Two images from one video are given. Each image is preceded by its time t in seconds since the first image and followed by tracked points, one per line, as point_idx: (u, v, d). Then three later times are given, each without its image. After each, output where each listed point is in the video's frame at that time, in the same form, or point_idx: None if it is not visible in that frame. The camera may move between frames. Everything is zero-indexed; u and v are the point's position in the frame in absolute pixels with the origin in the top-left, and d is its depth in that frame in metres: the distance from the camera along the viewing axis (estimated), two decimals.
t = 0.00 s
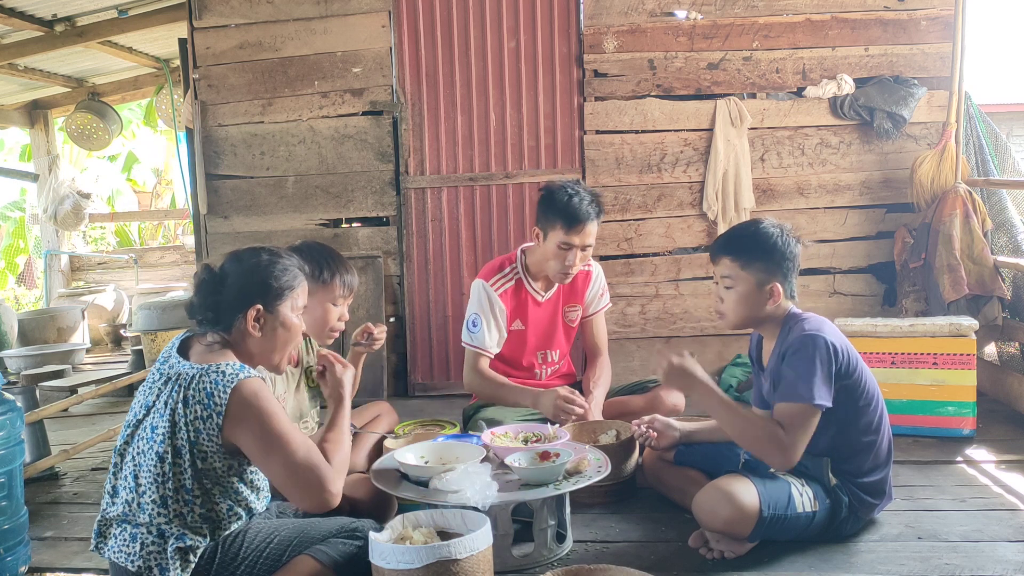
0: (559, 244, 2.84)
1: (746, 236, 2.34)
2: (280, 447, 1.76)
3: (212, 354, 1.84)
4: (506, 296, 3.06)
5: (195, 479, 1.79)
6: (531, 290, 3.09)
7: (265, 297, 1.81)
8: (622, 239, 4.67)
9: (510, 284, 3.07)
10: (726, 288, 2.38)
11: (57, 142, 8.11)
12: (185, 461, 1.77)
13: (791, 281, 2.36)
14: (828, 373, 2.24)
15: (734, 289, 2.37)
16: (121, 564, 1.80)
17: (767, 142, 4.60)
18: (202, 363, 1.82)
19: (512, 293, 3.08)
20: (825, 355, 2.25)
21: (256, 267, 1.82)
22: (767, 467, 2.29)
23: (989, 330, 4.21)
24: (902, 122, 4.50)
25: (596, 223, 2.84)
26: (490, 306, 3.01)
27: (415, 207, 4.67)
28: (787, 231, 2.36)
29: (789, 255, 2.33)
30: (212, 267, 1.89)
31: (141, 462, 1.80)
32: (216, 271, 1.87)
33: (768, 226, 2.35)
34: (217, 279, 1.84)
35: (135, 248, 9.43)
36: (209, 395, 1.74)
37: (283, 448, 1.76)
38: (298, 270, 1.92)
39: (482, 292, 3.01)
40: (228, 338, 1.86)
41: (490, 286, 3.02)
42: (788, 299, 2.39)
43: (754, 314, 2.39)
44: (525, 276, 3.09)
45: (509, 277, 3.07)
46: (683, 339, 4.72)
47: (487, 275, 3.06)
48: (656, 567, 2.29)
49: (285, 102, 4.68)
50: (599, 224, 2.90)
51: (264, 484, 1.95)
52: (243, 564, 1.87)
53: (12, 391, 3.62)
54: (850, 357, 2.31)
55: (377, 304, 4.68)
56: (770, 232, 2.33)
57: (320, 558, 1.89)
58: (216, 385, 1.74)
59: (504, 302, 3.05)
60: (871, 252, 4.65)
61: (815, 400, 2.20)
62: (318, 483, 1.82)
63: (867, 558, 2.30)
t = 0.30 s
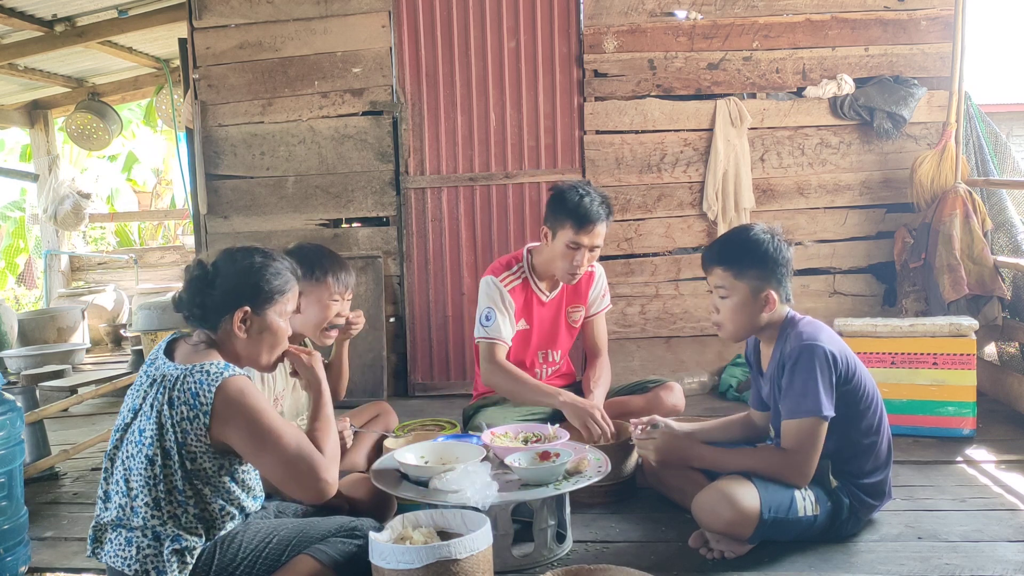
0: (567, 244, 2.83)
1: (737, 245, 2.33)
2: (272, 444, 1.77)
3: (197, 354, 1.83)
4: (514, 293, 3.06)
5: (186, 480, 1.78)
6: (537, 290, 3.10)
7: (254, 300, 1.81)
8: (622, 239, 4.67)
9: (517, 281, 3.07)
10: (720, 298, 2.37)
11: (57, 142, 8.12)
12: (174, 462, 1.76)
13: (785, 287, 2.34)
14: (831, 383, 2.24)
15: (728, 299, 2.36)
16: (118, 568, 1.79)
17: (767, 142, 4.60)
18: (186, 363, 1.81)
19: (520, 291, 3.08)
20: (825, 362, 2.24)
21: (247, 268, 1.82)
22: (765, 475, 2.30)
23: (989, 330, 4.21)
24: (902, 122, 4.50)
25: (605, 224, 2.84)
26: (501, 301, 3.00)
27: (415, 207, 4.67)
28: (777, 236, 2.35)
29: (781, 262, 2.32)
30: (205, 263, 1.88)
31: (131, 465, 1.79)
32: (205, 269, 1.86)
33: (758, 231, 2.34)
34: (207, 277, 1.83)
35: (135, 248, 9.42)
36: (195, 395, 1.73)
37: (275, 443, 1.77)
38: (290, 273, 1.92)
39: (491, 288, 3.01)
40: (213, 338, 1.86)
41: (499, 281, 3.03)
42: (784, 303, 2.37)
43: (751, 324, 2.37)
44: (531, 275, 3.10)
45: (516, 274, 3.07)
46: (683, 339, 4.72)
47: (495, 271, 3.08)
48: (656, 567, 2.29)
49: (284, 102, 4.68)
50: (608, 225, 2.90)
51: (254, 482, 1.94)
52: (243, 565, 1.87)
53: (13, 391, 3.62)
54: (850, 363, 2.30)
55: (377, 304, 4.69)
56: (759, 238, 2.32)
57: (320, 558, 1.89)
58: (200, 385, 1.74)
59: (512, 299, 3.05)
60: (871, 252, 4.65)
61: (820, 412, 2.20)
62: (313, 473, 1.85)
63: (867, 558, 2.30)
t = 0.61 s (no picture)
0: (572, 243, 2.83)
1: (735, 247, 2.33)
2: (255, 453, 1.73)
3: (189, 353, 1.83)
4: (518, 292, 3.06)
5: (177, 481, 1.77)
6: (540, 290, 3.11)
7: (250, 302, 1.81)
8: (622, 239, 4.68)
9: (521, 281, 3.07)
10: (717, 301, 2.37)
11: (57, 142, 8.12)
12: (164, 464, 1.75)
13: (782, 288, 2.33)
14: (835, 384, 2.24)
15: (725, 301, 2.36)
16: (116, 571, 1.79)
17: (767, 142, 4.60)
18: (177, 363, 1.81)
19: (524, 290, 3.08)
20: (830, 363, 2.24)
21: (245, 271, 1.82)
22: (762, 476, 2.29)
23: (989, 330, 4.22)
24: (902, 122, 4.50)
25: (610, 225, 2.83)
26: (506, 300, 3.00)
27: (415, 207, 4.67)
28: (774, 238, 2.35)
29: (777, 263, 2.31)
30: (204, 262, 1.88)
31: (124, 468, 1.78)
32: (203, 268, 1.86)
33: (755, 233, 2.34)
34: (205, 275, 1.84)
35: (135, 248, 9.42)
36: (182, 397, 1.71)
37: (257, 453, 1.73)
38: (291, 278, 1.92)
39: (496, 286, 3.01)
40: (207, 338, 1.87)
41: (504, 280, 3.02)
42: (785, 305, 2.36)
43: (748, 326, 2.37)
44: (535, 274, 3.10)
45: (520, 273, 3.07)
46: (683, 339, 4.71)
47: (500, 269, 3.07)
48: (656, 567, 2.29)
49: (284, 102, 4.68)
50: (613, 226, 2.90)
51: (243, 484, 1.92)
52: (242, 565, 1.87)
53: (12, 391, 3.62)
54: (854, 365, 2.30)
55: (377, 304, 4.69)
56: (755, 240, 2.32)
57: (320, 558, 1.89)
58: (188, 387, 1.72)
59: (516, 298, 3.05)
60: (871, 252, 4.65)
61: (822, 414, 2.19)
62: (291, 491, 1.78)
63: (867, 558, 2.30)
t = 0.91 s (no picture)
0: (573, 243, 2.83)
1: (737, 247, 2.33)
2: (238, 471, 1.71)
3: (189, 356, 1.83)
4: (518, 292, 3.06)
5: (172, 482, 1.75)
6: (541, 289, 3.11)
7: (253, 305, 1.81)
8: (622, 239, 4.68)
9: (522, 280, 3.07)
10: (720, 298, 2.38)
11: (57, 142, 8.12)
12: (159, 465, 1.74)
13: (784, 288, 2.33)
14: (837, 384, 2.24)
15: (727, 298, 2.36)
16: (115, 571, 1.79)
17: (767, 142, 4.60)
18: (176, 366, 1.80)
19: (524, 290, 3.08)
20: (833, 363, 2.24)
21: (247, 273, 1.82)
22: (762, 475, 2.29)
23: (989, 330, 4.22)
24: (902, 122, 4.50)
25: (610, 224, 2.83)
26: (506, 299, 3.00)
27: (415, 206, 4.67)
28: (778, 236, 2.34)
29: (780, 263, 2.30)
30: (206, 265, 1.88)
31: (121, 469, 1.78)
32: (205, 272, 1.86)
33: (759, 232, 2.34)
34: (207, 280, 1.84)
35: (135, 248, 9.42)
36: (177, 398, 1.70)
37: (239, 472, 1.71)
38: (293, 280, 1.92)
39: (496, 285, 3.01)
40: (207, 341, 1.86)
41: (504, 279, 3.02)
42: (788, 304, 2.36)
43: (751, 324, 2.37)
44: (535, 274, 3.10)
45: (521, 273, 3.07)
46: (683, 339, 4.71)
47: (501, 268, 3.07)
48: (657, 567, 2.29)
49: (284, 102, 4.68)
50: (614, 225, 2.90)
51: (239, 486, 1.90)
52: (241, 565, 1.87)
53: (12, 391, 3.62)
54: (856, 366, 2.30)
55: (377, 304, 4.69)
56: (759, 239, 2.32)
57: (320, 558, 1.89)
58: (183, 389, 1.71)
59: (516, 297, 3.05)
60: (871, 251, 4.65)
61: (821, 414, 2.20)
62: (266, 513, 1.77)
63: (867, 558, 2.30)
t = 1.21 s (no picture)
0: (571, 244, 2.83)
1: (738, 246, 2.33)
2: (236, 475, 1.71)
3: (191, 356, 1.82)
4: (517, 293, 3.06)
5: (173, 483, 1.76)
6: (540, 290, 3.10)
7: (257, 304, 1.82)
8: (622, 239, 4.68)
9: (521, 281, 3.07)
10: (720, 297, 2.38)
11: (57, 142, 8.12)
12: (161, 465, 1.74)
13: (785, 288, 2.32)
14: (837, 384, 2.24)
15: (726, 298, 2.36)
16: (115, 571, 1.79)
17: (767, 142, 4.60)
18: (178, 365, 1.80)
19: (523, 291, 3.08)
20: (833, 363, 2.24)
21: (251, 273, 1.82)
22: (762, 475, 2.29)
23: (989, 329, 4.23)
24: (902, 122, 4.50)
25: (609, 225, 2.83)
26: (504, 300, 3.00)
27: (415, 206, 4.67)
28: (779, 236, 2.34)
29: (781, 262, 2.30)
30: (209, 264, 1.88)
31: (122, 469, 1.78)
32: (208, 271, 1.86)
33: (759, 231, 2.34)
34: (211, 279, 1.84)
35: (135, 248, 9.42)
36: (180, 399, 1.71)
37: (238, 477, 1.71)
38: (296, 280, 1.92)
39: (494, 286, 3.01)
40: (210, 340, 1.86)
41: (503, 280, 3.03)
42: (788, 304, 2.36)
43: (750, 323, 2.37)
44: (535, 275, 3.10)
45: (519, 274, 3.07)
46: (683, 339, 4.71)
47: (500, 269, 3.08)
48: (656, 567, 2.29)
49: (284, 102, 4.68)
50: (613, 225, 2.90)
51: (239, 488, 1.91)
52: (242, 566, 1.87)
53: (13, 391, 3.62)
54: (857, 366, 2.31)
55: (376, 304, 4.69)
56: (759, 238, 2.32)
57: (320, 558, 1.89)
58: (187, 390, 1.71)
59: (515, 298, 3.05)
60: (871, 251, 4.65)
61: (821, 414, 2.20)
62: (261, 519, 1.76)
63: (867, 558, 2.30)
